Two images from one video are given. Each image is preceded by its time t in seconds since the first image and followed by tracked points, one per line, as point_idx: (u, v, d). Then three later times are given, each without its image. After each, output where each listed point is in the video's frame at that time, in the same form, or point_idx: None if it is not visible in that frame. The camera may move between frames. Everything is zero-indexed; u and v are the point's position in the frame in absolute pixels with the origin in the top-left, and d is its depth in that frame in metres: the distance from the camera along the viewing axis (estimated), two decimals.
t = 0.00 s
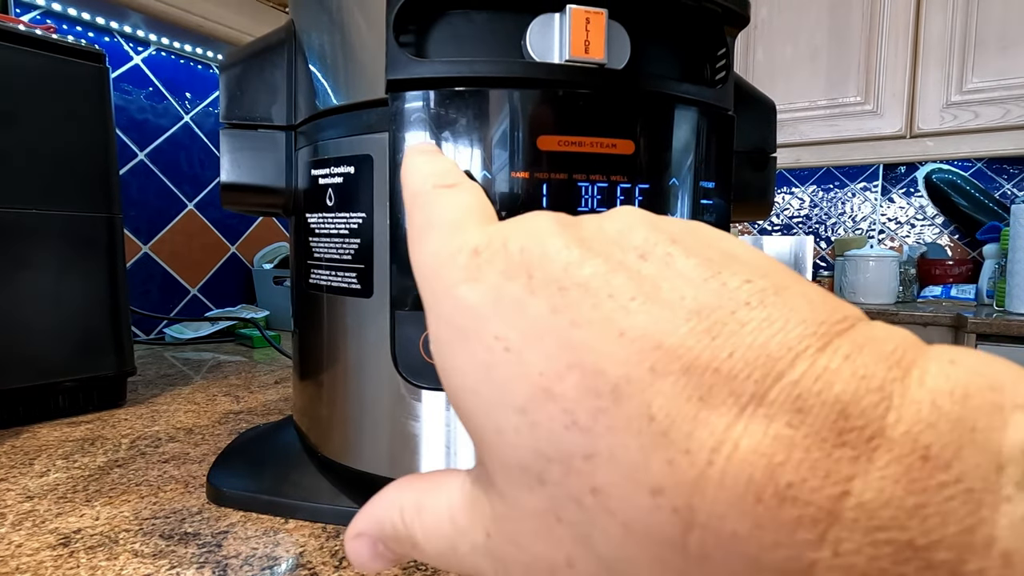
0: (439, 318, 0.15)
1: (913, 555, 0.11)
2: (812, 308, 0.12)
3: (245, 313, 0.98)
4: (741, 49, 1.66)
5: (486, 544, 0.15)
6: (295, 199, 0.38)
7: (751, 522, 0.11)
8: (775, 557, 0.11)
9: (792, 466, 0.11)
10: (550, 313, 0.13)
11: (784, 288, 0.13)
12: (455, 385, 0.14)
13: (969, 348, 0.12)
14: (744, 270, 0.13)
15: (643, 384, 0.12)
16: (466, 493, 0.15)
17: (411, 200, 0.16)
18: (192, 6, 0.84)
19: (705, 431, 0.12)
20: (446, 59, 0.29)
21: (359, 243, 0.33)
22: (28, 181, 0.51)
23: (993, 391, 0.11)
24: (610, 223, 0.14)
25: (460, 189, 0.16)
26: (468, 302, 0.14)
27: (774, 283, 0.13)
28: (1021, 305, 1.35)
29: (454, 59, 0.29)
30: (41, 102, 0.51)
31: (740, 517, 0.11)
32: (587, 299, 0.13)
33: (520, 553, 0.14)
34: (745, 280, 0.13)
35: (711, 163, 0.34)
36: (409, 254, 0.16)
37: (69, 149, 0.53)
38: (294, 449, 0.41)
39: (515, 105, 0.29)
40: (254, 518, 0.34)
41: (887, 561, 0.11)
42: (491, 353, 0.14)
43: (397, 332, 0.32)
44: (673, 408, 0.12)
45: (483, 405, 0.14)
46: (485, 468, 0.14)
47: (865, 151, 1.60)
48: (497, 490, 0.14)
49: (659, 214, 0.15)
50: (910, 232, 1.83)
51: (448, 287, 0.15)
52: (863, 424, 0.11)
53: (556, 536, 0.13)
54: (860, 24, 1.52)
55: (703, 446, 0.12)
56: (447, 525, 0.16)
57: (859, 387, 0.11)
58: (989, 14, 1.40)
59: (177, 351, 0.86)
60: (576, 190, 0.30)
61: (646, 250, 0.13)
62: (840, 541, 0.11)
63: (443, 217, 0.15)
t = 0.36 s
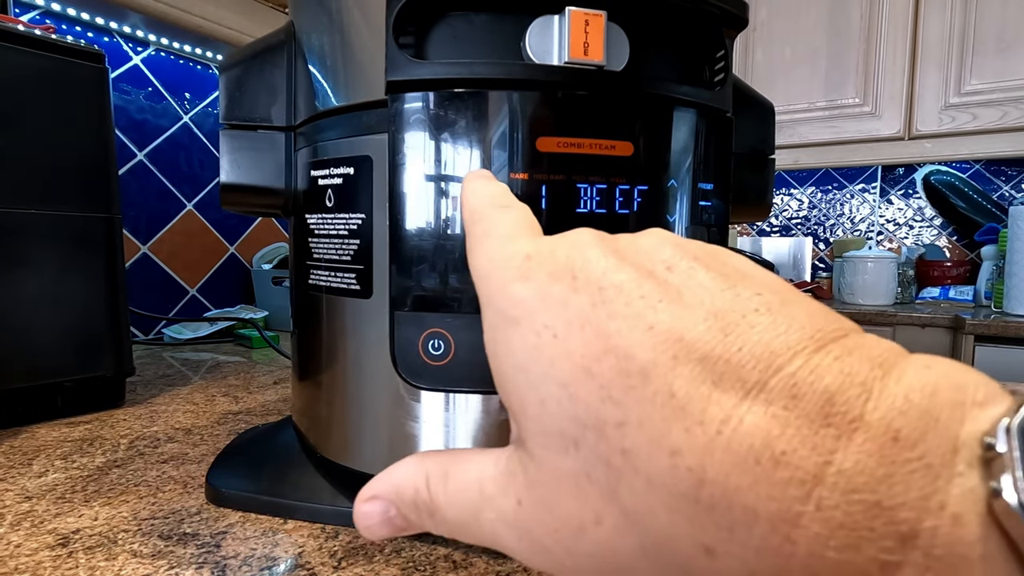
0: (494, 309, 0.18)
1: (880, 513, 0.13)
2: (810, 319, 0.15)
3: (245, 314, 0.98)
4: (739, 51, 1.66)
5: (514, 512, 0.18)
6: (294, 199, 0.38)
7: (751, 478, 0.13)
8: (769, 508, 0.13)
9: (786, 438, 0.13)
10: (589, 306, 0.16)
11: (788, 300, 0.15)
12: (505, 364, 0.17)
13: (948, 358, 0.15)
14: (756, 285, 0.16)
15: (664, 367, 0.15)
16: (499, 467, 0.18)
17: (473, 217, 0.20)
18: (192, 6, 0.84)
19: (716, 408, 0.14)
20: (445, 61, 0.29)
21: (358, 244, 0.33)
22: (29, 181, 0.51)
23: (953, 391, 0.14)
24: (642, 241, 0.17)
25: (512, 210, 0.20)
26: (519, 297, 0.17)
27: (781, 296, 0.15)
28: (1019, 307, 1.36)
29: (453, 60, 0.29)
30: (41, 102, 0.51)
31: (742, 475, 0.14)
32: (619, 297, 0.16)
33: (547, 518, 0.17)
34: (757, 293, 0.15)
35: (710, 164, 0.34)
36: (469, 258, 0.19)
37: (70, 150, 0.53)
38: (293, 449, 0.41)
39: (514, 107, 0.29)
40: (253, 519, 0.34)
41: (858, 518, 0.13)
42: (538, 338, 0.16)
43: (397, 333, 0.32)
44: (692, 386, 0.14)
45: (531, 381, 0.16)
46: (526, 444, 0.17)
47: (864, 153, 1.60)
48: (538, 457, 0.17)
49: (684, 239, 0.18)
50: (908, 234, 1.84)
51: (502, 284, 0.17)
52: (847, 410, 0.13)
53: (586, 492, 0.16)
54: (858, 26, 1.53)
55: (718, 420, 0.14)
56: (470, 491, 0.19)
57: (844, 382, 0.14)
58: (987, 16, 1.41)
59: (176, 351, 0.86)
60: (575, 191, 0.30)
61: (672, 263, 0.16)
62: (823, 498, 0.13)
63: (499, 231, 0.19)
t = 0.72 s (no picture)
0: (495, 290, 0.18)
1: (866, 475, 0.14)
2: (800, 303, 0.16)
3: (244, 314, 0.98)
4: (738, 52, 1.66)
5: (510, 491, 0.18)
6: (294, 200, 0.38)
7: (742, 443, 0.14)
8: (760, 472, 0.14)
9: (776, 407, 0.14)
10: (590, 285, 0.16)
11: (775, 288, 0.16)
12: (504, 342, 0.18)
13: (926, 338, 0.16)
14: (746, 274, 0.17)
15: (662, 343, 0.15)
16: (492, 448, 0.19)
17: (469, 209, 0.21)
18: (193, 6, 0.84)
19: (710, 379, 0.15)
20: (445, 62, 0.29)
21: (358, 244, 0.33)
22: (30, 181, 0.51)
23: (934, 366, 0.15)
24: (639, 233, 0.18)
25: (510, 199, 0.20)
26: (521, 277, 0.17)
27: (770, 283, 0.16)
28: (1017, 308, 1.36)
29: (453, 62, 0.29)
30: (41, 102, 0.51)
31: (735, 440, 0.14)
32: (619, 278, 0.16)
33: (542, 493, 0.17)
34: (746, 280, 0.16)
35: (709, 165, 0.34)
36: (469, 247, 0.20)
37: (70, 150, 0.53)
38: (291, 449, 0.42)
39: (514, 107, 0.29)
40: (252, 519, 0.34)
41: (844, 480, 0.14)
42: (539, 315, 0.17)
43: (397, 333, 0.32)
44: (689, 361, 0.15)
45: (530, 355, 0.17)
46: (523, 419, 0.18)
47: (863, 154, 1.60)
48: (535, 432, 0.17)
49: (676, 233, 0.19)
50: (907, 235, 1.84)
51: (504, 266, 0.18)
52: (834, 380, 0.14)
53: (582, 466, 0.16)
54: (858, 28, 1.53)
55: (712, 390, 0.15)
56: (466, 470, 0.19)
57: (833, 355, 0.14)
58: (985, 19, 1.41)
59: (176, 351, 0.86)
60: (575, 193, 0.30)
61: (667, 252, 0.17)
62: (811, 462, 0.14)
63: (500, 219, 0.19)
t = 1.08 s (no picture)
0: (508, 324, 0.17)
1: (883, 536, 0.14)
2: (817, 341, 0.15)
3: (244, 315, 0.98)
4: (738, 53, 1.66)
5: (531, 528, 0.17)
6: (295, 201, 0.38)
7: (763, 501, 0.14)
8: (780, 531, 0.14)
9: (796, 463, 0.14)
10: (607, 326, 0.16)
11: (795, 323, 0.15)
12: (521, 383, 0.17)
13: (944, 382, 0.15)
14: (764, 306, 0.16)
15: (679, 391, 0.15)
16: (512, 481, 0.18)
17: (476, 220, 0.19)
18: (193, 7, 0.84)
19: (730, 432, 0.14)
20: (446, 63, 0.29)
21: (359, 245, 0.33)
22: (29, 182, 0.51)
23: (952, 417, 0.14)
24: (652, 260, 0.17)
25: (519, 213, 0.19)
26: (537, 314, 0.17)
27: (787, 319, 0.15)
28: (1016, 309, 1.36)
29: (455, 63, 0.29)
30: (40, 103, 0.51)
31: (756, 497, 0.14)
32: (637, 320, 0.16)
33: (562, 531, 0.17)
34: (765, 314, 0.15)
35: (710, 167, 0.34)
36: (479, 270, 0.19)
37: (69, 151, 0.53)
38: (292, 450, 0.42)
39: (515, 109, 0.29)
40: (252, 520, 0.34)
41: (863, 541, 0.14)
42: (556, 357, 0.16)
43: (398, 334, 0.32)
44: (706, 412, 0.14)
45: (548, 401, 0.16)
46: (542, 459, 0.17)
47: (862, 155, 1.60)
48: (556, 475, 0.17)
49: (690, 256, 0.18)
50: (906, 236, 1.84)
51: (518, 301, 0.17)
52: (854, 434, 0.14)
53: (603, 512, 0.16)
54: (857, 29, 1.53)
55: (730, 444, 0.14)
56: (486, 509, 0.18)
57: (852, 407, 0.14)
58: (984, 20, 1.42)
59: (175, 352, 0.86)
60: (577, 194, 0.30)
61: (683, 283, 0.16)
62: (830, 522, 0.14)
63: (510, 239, 0.18)
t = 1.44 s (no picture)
0: (496, 332, 0.18)
1: (879, 544, 0.13)
2: (810, 344, 0.15)
3: (243, 315, 0.98)
4: (737, 55, 1.66)
5: (519, 539, 0.17)
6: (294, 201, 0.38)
7: (754, 509, 0.14)
8: (773, 539, 0.14)
9: (788, 469, 0.13)
10: (593, 331, 0.16)
11: (787, 325, 0.15)
12: (508, 390, 0.17)
13: (939, 385, 0.15)
14: (755, 309, 0.16)
15: (668, 396, 0.15)
16: (501, 492, 0.18)
17: (464, 227, 0.20)
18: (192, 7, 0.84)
19: (719, 438, 0.14)
20: (446, 64, 0.29)
21: (358, 246, 0.33)
22: (28, 182, 0.51)
23: (947, 421, 0.14)
24: (641, 262, 0.17)
25: (505, 219, 0.20)
26: (522, 321, 0.17)
27: (778, 321, 0.15)
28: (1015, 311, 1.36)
29: (455, 63, 0.29)
30: (39, 103, 0.51)
31: (746, 506, 0.14)
32: (624, 324, 0.16)
33: (551, 541, 0.17)
34: (755, 317, 0.15)
35: (709, 168, 0.34)
36: (466, 275, 0.19)
37: (69, 152, 0.53)
38: (291, 450, 0.42)
39: (514, 109, 0.29)
40: (251, 521, 0.34)
41: (858, 550, 0.13)
42: (543, 364, 0.16)
43: (397, 333, 0.32)
44: (695, 419, 0.14)
45: (535, 408, 0.16)
46: (530, 468, 0.17)
47: (861, 157, 1.60)
48: (543, 484, 0.17)
49: (680, 257, 0.18)
50: (905, 238, 1.84)
51: (504, 308, 0.17)
52: (847, 439, 0.13)
53: (591, 522, 0.16)
54: (856, 31, 1.54)
55: (720, 450, 0.14)
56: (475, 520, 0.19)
57: (845, 411, 0.14)
58: (983, 23, 1.42)
59: (174, 352, 0.86)
60: (576, 194, 0.30)
61: (672, 285, 0.16)
62: (824, 530, 0.13)
63: (496, 246, 0.19)
